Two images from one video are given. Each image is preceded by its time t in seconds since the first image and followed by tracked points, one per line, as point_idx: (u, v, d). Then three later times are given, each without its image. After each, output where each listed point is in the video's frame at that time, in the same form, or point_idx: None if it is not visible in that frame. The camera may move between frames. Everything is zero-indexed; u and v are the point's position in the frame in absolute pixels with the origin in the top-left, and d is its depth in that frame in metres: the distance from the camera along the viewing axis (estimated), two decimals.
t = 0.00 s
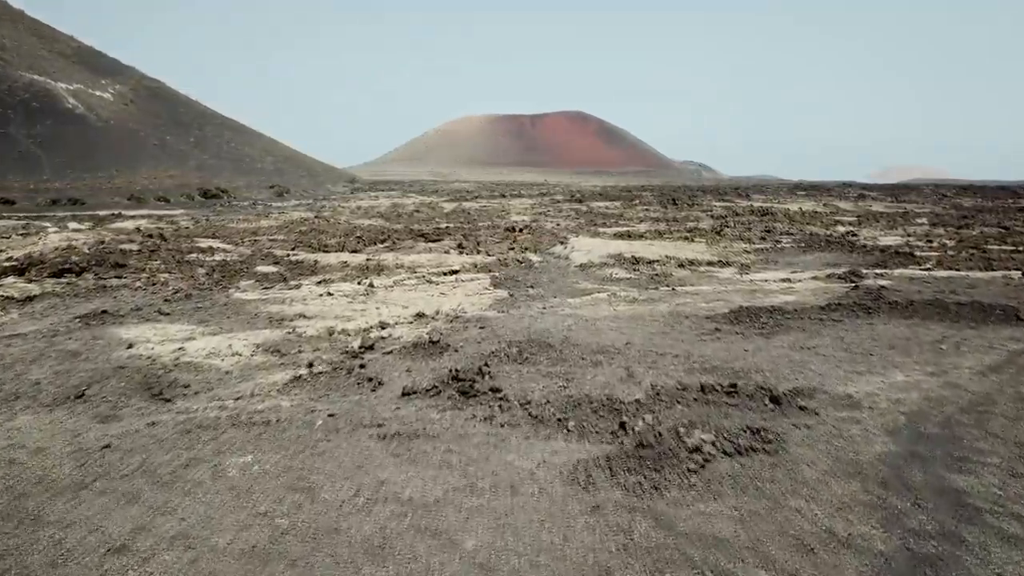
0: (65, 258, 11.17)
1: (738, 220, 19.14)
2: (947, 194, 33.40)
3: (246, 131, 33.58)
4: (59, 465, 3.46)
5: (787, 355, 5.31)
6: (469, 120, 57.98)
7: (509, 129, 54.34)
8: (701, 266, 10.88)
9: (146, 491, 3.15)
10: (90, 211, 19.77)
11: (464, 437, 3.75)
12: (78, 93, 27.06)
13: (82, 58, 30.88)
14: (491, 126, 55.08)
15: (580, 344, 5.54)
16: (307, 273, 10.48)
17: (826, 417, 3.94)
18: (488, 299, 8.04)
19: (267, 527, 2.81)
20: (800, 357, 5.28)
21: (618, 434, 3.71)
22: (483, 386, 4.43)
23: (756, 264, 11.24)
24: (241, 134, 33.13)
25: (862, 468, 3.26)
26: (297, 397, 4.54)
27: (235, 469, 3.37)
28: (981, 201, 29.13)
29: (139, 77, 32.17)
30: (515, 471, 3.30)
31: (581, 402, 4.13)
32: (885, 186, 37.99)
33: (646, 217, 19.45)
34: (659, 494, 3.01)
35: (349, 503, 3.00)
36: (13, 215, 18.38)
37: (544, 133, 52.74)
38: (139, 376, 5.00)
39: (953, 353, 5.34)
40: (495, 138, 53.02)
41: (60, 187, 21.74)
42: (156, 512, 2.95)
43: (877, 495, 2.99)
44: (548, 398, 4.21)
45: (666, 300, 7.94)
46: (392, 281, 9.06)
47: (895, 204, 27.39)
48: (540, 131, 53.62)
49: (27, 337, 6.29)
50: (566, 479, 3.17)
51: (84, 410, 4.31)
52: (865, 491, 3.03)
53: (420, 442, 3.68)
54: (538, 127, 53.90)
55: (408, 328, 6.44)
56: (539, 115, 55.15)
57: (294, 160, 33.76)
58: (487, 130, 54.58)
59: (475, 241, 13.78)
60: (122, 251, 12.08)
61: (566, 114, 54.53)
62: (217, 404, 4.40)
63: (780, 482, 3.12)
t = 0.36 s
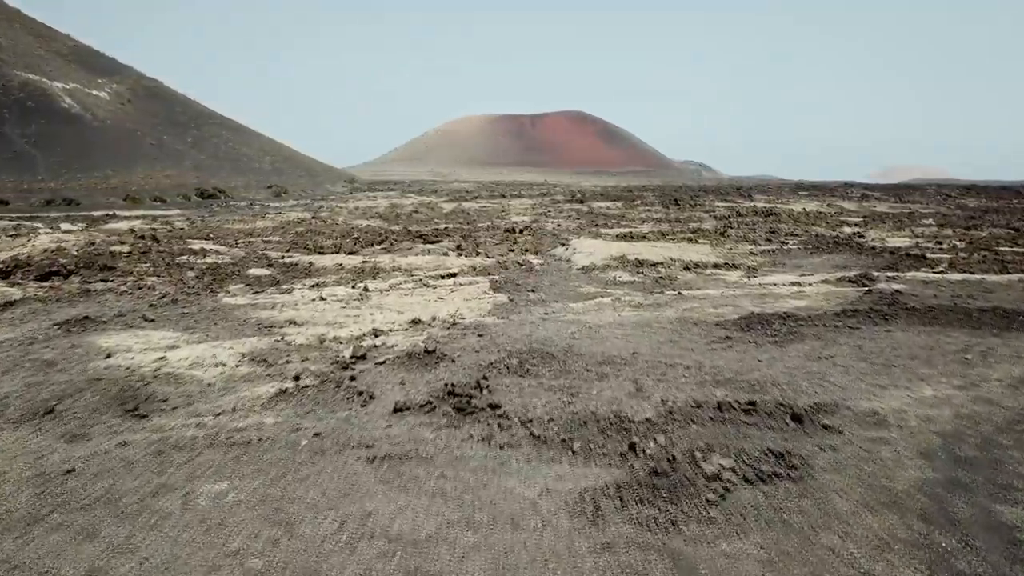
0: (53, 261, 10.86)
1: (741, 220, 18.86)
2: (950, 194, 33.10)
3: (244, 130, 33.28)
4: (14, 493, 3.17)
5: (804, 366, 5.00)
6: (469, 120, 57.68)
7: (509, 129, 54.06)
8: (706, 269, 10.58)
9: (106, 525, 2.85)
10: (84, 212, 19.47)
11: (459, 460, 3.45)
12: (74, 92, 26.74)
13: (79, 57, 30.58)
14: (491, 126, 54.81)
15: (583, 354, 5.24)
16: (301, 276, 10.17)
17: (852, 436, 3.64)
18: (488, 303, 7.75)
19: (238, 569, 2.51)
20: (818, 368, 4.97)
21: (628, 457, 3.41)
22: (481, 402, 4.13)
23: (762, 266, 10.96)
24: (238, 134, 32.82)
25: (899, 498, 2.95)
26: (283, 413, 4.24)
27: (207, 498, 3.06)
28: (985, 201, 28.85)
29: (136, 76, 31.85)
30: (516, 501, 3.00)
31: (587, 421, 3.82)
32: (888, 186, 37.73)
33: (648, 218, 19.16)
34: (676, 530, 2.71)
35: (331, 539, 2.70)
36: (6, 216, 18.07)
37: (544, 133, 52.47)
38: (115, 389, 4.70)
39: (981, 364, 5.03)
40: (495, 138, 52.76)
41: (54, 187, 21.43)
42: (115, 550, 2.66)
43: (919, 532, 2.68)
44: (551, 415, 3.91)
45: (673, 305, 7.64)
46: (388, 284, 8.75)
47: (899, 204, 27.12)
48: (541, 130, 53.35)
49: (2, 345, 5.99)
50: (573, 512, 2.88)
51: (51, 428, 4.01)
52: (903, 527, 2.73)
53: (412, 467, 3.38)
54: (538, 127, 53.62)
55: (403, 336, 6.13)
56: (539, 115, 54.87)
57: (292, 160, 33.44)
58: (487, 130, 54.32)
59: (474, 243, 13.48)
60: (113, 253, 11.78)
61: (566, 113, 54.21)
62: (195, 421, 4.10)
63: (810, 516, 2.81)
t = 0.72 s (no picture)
0: (40, 263, 10.52)
1: (745, 221, 18.56)
2: (954, 194, 32.80)
3: (242, 130, 32.97)
4: None
5: (825, 379, 4.69)
6: (469, 120, 57.36)
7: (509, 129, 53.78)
8: (712, 271, 10.27)
9: (55, 571, 2.55)
10: (78, 212, 19.15)
11: (454, 489, 3.14)
12: (70, 91, 26.38)
13: (75, 56, 30.21)
14: (491, 126, 54.51)
15: (588, 366, 4.92)
16: (295, 279, 9.85)
17: (885, 461, 3.33)
18: (487, 309, 7.44)
19: None
20: (840, 382, 4.65)
21: (640, 485, 3.11)
22: (478, 421, 3.82)
23: (770, 269, 10.65)
24: (236, 134, 32.50)
25: (945, 537, 2.65)
26: (264, 432, 3.93)
27: (172, 536, 2.75)
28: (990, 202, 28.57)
29: (132, 76, 31.50)
30: (518, 541, 2.69)
31: (594, 444, 3.50)
32: (890, 186, 37.47)
33: (650, 218, 18.85)
34: None
35: None
36: None
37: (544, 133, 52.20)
38: (86, 405, 4.38)
39: (1013, 377, 4.72)
40: (495, 138, 52.48)
41: (48, 187, 21.10)
42: None
43: None
44: (554, 436, 3.60)
45: (680, 311, 7.32)
46: (383, 288, 8.43)
47: (903, 204, 26.85)
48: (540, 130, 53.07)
49: None
50: (580, 554, 2.57)
51: (11, 450, 3.69)
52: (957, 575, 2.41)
53: (401, 497, 3.06)
54: (538, 126, 53.34)
55: (397, 345, 5.81)
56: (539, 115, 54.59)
57: (290, 160, 33.11)
58: (487, 130, 54.03)
59: (473, 244, 13.17)
60: (102, 255, 11.45)
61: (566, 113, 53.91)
62: (167, 442, 3.77)
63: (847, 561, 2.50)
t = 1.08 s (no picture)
0: (26, 266, 10.19)
1: (749, 222, 18.24)
2: (957, 194, 32.52)
3: (239, 130, 32.63)
4: None
5: (848, 394, 4.37)
6: (468, 120, 57.05)
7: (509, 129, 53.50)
8: (718, 274, 9.96)
9: None
10: (71, 213, 18.82)
11: (449, 524, 2.84)
12: (65, 90, 26.02)
13: (70, 55, 29.84)
14: (490, 126, 54.24)
15: (593, 379, 4.59)
16: (287, 283, 9.53)
17: (924, 492, 3.02)
18: (486, 315, 7.12)
19: None
20: (865, 396, 4.33)
21: (655, 520, 2.82)
22: (475, 443, 3.50)
23: (777, 272, 10.34)
24: (233, 133, 32.15)
25: None
26: (244, 455, 3.60)
27: None
28: (995, 202, 28.25)
29: (129, 75, 31.15)
30: None
31: (602, 471, 3.19)
32: (893, 186, 37.18)
33: (653, 219, 18.54)
34: None
35: None
36: None
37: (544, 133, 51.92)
38: (53, 423, 4.06)
39: None
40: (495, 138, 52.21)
41: (41, 187, 20.76)
42: None
43: None
44: (558, 461, 3.30)
45: (688, 317, 7.00)
46: (378, 292, 8.11)
47: (907, 205, 26.56)
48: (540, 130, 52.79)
49: None
50: None
51: None
52: None
53: (389, 534, 2.76)
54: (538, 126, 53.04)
55: (390, 355, 5.49)
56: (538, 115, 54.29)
57: (287, 160, 32.76)
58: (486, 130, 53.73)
59: (472, 246, 12.85)
60: (91, 258, 11.12)
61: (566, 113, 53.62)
62: (136, 467, 3.45)
63: None
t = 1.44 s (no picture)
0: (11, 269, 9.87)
1: (753, 222, 17.94)
2: (961, 194, 32.23)
3: (237, 130, 32.33)
4: None
5: (873, 412, 4.06)
6: (468, 120, 56.78)
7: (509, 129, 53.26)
8: (724, 277, 9.65)
9: None
10: (64, 213, 18.51)
11: (442, 569, 2.55)
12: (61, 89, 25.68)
13: (66, 53, 29.50)
14: (490, 126, 53.98)
15: (599, 394, 4.29)
16: (280, 286, 9.21)
17: (968, 531, 2.73)
18: (486, 321, 6.81)
19: None
20: (893, 414, 4.03)
21: (672, 565, 2.54)
22: (471, 471, 3.21)
23: (786, 275, 10.04)
24: (230, 132, 31.83)
25: None
26: (218, 482, 3.29)
27: None
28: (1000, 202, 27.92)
29: (126, 74, 30.82)
30: None
31: (613, 504, 2.91)
32: (897, 185, 36.90)
33: (656, 219, 18.23)
34: None
35: None
36: None
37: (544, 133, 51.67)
38: (13, 445, 3.74)
39: None
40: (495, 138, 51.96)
41: (35, 187, 20.44)
42: None
43: None
44: (563, 492, 3.01)
45: (696, 324, 6.69)
46: (373, 297, 7.79)
47: (911, 205, 26.28)
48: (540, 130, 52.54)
49: None
50: None
51: None
52: None
53: None
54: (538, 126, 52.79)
55: (383, 366, 5.17)
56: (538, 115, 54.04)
57: (285, 159, 32.45)
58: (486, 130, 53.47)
59: (472, 247, 12.54)
60: (79, 260, 10.80)
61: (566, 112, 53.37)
62: (98, 497, 3.15)
63: None
